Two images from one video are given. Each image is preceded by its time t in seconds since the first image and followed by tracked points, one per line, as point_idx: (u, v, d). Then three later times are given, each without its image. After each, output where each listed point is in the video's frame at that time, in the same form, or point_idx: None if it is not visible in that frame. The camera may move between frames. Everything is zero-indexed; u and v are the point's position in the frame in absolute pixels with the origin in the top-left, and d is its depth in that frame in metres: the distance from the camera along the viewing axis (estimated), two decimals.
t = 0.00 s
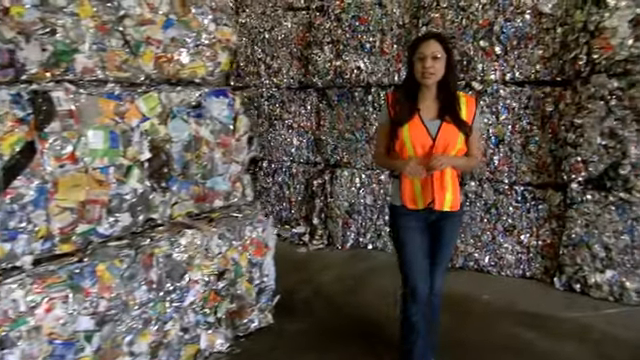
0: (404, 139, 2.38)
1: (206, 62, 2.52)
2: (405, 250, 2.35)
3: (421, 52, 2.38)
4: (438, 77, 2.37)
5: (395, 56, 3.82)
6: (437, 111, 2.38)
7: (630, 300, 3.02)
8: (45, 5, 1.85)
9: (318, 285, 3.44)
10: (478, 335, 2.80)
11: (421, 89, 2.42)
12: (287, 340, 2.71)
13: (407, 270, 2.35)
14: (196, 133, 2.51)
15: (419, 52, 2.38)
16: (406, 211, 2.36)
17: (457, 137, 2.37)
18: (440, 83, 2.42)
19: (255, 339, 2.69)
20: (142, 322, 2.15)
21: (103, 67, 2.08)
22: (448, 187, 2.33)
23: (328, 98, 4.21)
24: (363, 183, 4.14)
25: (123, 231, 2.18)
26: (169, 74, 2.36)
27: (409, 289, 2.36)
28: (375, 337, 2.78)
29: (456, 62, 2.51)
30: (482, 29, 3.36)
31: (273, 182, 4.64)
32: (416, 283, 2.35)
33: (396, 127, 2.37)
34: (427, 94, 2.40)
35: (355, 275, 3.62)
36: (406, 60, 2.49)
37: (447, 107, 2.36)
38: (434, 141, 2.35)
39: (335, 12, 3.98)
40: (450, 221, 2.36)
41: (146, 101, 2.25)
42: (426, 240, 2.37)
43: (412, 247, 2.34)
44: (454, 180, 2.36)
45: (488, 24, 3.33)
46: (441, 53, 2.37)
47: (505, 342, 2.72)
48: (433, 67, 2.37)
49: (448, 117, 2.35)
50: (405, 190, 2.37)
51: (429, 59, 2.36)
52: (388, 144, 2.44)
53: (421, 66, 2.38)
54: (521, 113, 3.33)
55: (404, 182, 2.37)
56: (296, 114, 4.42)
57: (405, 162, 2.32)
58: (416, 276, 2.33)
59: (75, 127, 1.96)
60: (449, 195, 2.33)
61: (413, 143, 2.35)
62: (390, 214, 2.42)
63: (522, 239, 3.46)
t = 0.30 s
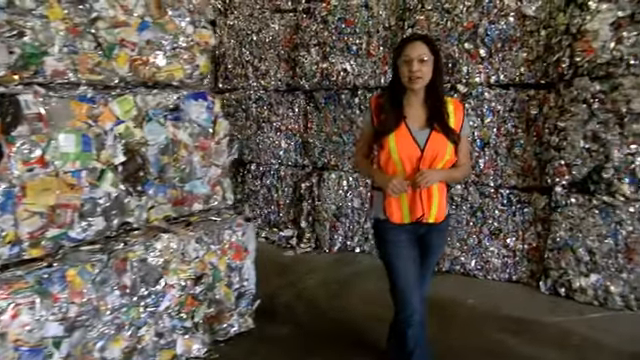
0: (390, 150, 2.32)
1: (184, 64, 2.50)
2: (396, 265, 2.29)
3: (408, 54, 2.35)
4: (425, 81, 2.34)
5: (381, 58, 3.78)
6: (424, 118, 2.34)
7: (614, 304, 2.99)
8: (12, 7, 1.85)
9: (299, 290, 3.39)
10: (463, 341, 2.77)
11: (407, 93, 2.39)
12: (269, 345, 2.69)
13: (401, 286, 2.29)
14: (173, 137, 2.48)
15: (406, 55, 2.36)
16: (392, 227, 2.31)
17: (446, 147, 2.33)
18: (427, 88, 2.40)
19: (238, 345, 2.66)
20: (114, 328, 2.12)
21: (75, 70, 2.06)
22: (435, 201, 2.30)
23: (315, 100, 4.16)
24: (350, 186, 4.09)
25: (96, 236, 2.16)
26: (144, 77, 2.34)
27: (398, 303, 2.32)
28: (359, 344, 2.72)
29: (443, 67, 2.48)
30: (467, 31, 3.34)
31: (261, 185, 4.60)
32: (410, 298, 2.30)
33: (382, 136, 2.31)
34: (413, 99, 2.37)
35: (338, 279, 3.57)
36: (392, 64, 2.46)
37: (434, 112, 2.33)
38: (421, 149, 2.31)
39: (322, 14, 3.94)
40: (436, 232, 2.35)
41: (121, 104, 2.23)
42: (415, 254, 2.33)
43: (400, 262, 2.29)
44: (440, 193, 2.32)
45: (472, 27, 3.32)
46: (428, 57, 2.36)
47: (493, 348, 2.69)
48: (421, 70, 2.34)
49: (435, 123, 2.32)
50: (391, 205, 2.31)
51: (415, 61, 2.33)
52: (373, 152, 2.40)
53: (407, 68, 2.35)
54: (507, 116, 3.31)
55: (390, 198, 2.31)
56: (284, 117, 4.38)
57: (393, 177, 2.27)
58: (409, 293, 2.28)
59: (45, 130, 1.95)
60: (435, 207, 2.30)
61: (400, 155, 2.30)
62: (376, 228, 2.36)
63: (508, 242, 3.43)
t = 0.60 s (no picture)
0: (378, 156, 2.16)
1: (162, 67, 2.48)
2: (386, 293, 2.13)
3: (388, 51, 2.23)
4: (409, 79, 2.21)
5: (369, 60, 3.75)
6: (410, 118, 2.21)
7: (600, 309, 2.97)
8: None
9: (285, 294, 3.36)
10: (448, 347, 2.73)
11: (390, 93, 2.25)
12: (251, 350, 2.66)
13: (393, 311, 2.12)
14: (152, 140, 2.46)
15: (386, 51, 2.23)
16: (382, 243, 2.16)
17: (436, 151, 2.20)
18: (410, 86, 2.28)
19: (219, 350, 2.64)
20: (87, 333, 2.10)
21: (48, 72, 2.05)
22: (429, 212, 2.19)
23: (304, 102, 4.12)
24: (338, 189, 4.05)
25: (70, 240, 2.13)
26: (121, 80, 2.32)
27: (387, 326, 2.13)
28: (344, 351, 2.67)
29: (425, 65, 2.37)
30: (453, 34, 3.32)
31: (250, 187, 4.55)
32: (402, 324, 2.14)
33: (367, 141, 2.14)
34: (396, 98, 2.24)
35: (324, 282, 3.54)
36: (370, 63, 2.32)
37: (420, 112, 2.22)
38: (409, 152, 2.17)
39: (309, 16, 3.91)
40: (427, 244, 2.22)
41: (96, 107, 2.22)
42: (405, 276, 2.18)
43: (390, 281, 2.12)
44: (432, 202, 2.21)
45: (458, 29, 3.30)
46: (409, 52, 2.24)
47: (471, 350, 2.69)
48: (403, 66, 2.22)
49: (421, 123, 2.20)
50: (384, 222, 2.15)
51: (397, 57, 2.21)
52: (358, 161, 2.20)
53: (389, 66, 2.22)
54: (492, 119, 3.29)
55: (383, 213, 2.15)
56: (273, 119, 4.34)
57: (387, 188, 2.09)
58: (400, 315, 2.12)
59: (15, 133, 1.93)
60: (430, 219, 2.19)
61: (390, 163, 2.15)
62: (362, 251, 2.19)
63: (495, 246, 3.40)
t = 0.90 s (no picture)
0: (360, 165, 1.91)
1: (142, 69, 2.46)
2: (367, 314, 1.92)
3: (367, 48, 1.96)
4: (391, 80, 1.97)
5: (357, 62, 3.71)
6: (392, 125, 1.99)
7: (586, 313, 2.94)
8: None
9: (270, 297, 3.34)
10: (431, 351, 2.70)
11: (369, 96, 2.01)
12: (231, 355, 2.63)
13: (372, 327, 1.92)
14: (131, 143, 2.44)
15: (365, 48, 1.96)
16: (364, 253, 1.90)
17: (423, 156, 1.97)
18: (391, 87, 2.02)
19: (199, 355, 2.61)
20: (61, 338, 2.08)
21: (21, 75, 2.05)
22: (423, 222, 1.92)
23: (292, 104, 4.08)
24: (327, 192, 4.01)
25: (45, 244, 2.12)
26: (99, 82, 2.31)
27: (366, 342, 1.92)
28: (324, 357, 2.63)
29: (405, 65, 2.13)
30: (439, 35, 3.30)
31: (240, 190, 4.49)
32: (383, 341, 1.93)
33: (348, 150, 1.90)
34: (376, 102, 2.00)
35: (309, 286, 3.52)
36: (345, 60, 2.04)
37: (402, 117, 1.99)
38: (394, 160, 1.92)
39: (297, 18, 3.88)
40: (417, 261, 1.98)
41: (73, 110, 2.20)
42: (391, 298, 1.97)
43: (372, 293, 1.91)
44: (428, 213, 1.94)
45: (444, 31, 3.27)
46: (391, 50, 1.99)
47: (454, 357, 2.63)
48: (385, 66, 1.96)
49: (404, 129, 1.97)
50: (370, 235, 1.89)
51: (379, 56, 1.95)
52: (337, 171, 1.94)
53: (369, 65, 1.96)
54: (479, 121, 3.26)
55: (369, 225, 1.89)
56: (263, 122, 4.29)
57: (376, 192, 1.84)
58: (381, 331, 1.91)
59: None
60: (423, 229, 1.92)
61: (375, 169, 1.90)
62: (345, 266, 1.94)
63: (483, 249, 3.36)
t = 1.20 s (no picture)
0: (342, 175, 1.83)
1: (124, 71, 2.44)
2: (345, 324, 1.84)
3: (345, 45, 1.88)
4: (370, 79, 1.88)
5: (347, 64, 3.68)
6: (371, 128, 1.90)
7: (576, 318, 2.90)
8: None
9: (258, 302, 3.31)
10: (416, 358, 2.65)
11: (347, 95, 1.92)
12: None
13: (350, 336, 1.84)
14: (113, 145, 2.42)
15: (344, 45, 1.88)
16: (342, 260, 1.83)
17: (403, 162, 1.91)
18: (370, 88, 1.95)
19: None
20: (37, 343, 2.09)
21: None
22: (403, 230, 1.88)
23: (283, 107, 4.04)
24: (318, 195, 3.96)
25: (24, 246, 2.14)
26: (79, 84, 2.29)
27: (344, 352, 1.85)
28: None
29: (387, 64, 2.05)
30: (428, 37, 3.27)
31: (232, 192, 4.43)
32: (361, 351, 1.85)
33: (327, 156, 1.80)
34: (354, 102, 1.91)
35: (298, 290, 3.49)
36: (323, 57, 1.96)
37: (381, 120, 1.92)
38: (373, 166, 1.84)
39: (287, 20, 3.85)
40: (400, 268, 1.87)
41: (51, 112, 2.19)
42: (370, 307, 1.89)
43: (349, 301, 1.84)
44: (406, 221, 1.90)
45: (433, 33, 3.24)
46: (370, 48, 1.91)
47: None
48: (364, 65, 1.88)
49: (383, 133, 1.89)
50: (351, 242, 1.83)
51: (357, 54, 1.87)
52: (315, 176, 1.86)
53: (347, 63, 1.87)
54: (468, 123, 3.23)
55: (350, 232, 1.83)
56: (254, 124, 4.23)
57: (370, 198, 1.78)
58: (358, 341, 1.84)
59: None
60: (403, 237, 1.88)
61: (354, 176, 1.82)
62: (322, 273, 1.87)
63: (473, 253, 3.31)
